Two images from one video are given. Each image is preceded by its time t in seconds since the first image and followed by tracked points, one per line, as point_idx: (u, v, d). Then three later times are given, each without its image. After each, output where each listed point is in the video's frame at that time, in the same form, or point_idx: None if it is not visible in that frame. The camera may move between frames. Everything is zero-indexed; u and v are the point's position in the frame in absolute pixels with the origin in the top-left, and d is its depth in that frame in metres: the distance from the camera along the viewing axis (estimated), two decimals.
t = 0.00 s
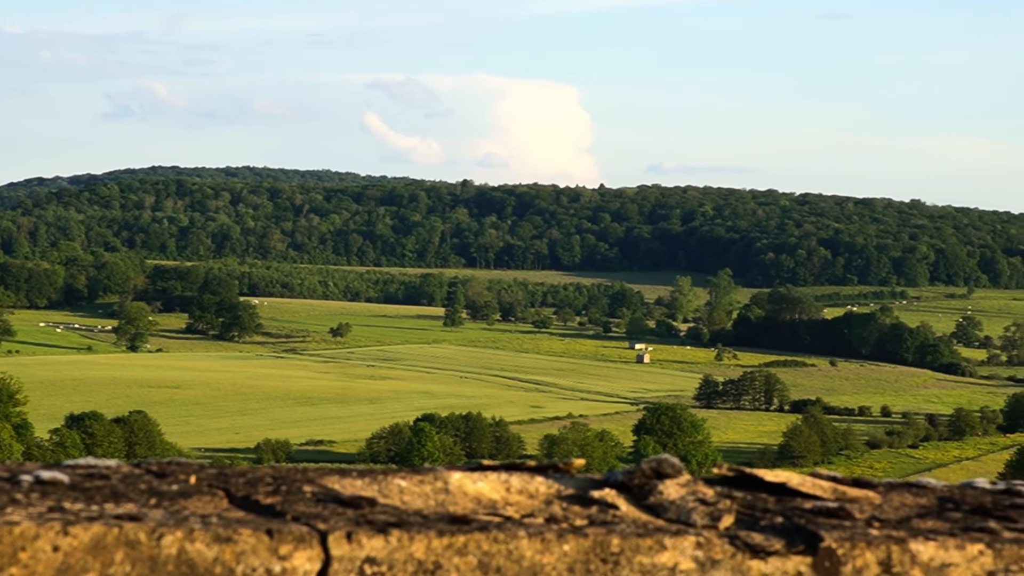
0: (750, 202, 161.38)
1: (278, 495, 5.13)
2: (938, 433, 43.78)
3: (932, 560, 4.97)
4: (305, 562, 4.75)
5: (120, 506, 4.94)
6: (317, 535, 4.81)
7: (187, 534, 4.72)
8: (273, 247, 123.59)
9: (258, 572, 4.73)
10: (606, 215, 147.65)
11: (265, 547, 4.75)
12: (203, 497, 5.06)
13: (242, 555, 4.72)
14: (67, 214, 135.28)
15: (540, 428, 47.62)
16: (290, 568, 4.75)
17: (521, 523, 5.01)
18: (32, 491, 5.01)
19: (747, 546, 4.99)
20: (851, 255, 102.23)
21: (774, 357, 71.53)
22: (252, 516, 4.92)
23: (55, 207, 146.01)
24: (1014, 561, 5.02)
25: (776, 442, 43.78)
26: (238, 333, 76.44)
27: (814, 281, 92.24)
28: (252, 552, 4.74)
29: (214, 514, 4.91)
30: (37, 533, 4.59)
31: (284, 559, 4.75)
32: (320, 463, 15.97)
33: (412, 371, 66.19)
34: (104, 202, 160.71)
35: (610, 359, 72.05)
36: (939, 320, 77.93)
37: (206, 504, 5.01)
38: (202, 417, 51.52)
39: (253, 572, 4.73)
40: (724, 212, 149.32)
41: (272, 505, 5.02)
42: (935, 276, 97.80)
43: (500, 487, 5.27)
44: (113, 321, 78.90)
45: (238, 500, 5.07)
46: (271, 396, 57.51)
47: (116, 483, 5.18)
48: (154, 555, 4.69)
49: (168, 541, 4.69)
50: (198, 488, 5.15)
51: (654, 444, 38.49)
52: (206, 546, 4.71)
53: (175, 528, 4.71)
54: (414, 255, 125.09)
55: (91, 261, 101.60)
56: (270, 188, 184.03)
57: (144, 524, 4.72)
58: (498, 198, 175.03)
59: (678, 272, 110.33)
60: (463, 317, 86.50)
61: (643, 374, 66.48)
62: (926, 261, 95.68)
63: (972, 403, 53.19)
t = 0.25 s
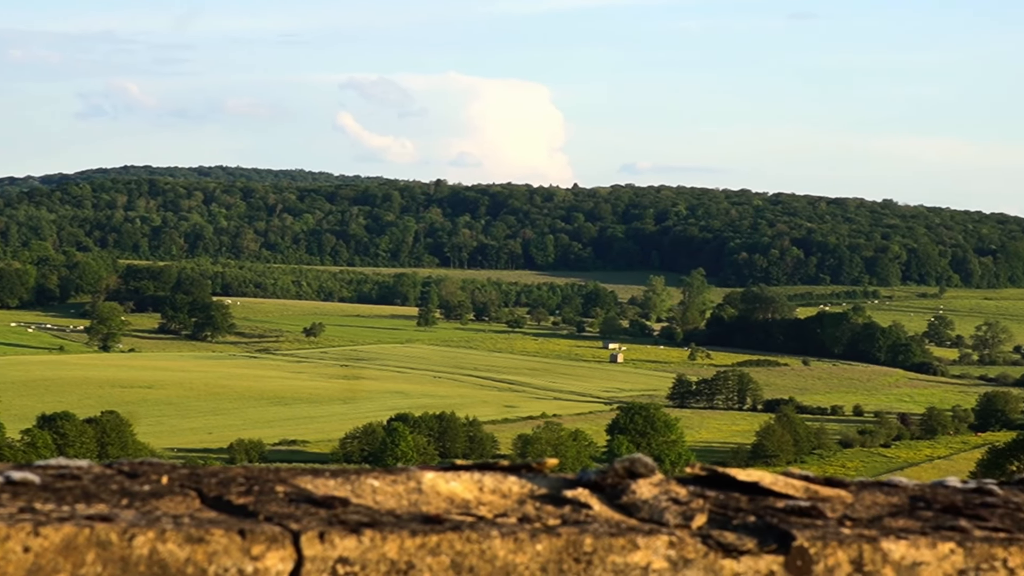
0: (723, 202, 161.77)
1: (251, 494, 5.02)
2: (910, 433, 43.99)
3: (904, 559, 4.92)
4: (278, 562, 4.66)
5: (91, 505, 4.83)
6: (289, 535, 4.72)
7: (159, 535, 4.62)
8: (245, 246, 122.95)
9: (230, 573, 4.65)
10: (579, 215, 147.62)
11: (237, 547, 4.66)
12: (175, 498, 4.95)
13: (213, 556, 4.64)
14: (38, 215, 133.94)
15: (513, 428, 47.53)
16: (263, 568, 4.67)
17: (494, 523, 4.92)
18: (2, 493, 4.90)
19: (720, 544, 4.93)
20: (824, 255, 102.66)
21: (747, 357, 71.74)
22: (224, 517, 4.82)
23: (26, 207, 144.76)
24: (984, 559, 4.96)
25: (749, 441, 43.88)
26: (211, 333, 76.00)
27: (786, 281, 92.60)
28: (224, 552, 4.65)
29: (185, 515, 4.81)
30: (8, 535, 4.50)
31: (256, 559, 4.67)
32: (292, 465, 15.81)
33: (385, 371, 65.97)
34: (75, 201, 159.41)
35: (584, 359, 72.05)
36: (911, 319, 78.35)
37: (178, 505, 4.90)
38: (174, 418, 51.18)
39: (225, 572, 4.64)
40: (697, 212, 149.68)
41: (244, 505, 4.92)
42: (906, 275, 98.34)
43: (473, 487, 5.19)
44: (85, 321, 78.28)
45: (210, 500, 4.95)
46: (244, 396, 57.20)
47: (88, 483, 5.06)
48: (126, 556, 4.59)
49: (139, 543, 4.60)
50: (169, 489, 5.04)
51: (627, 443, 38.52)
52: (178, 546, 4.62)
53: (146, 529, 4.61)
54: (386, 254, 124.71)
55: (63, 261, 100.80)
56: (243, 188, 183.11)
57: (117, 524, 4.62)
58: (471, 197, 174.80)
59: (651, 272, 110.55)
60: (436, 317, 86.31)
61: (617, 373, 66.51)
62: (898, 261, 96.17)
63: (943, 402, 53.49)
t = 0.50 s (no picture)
0: (695, 202, 162.02)
1: (223, 494, 4.93)
2: (881, 432, 44.19)
3: (876, 558, 4.85)
4: (250, 563, 4.60)
5: (63, 506, 4.73)
6: (261, 536, 4.65)
7: (131, 535, 4.54)
8: (217, 247, 122.26)
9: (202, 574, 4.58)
10: (552, 215, 147.51)
11: (208, 549, 4.60)
12: (146, 498, 4.85)
13: (185, 556, 4.57)
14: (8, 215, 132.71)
15: (486, 427, 47.44)
16: (235, 569, 4.61)
17: (465, 523, 4.85)
18: None
19: (692, 544, 4.86)
20: (796, 255, 102.99)
21: (720, 356, 71.93)
22: (195, 518, 4.73)
23: None
24: (955, 558, 4.89)
25: (721, 440, 43.96)
26: (183, 333, 75.55)
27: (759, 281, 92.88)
28: (196, 553, 4.59)
29: (158, 514, 4.72)
30: None
31: (228, 559, 4.61)
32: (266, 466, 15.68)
33: (358, 371, 65.71)
34: (45, 200, 158.09)
35: (556, 358, 72.05)
36: (882, 319, 78.75)
37: (150, 505, 4.81)
38: (146, 418, 50.82)
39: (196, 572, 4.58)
40: (669, 212, 149.81)
41: (215, 506, 4.83)
42: (878, 275, 98.83)
43: (444, 487, 5.11)
44: (56, 322, 77.69)
45: (182, 500, 4.86)
46: (216, 396, 56.85)
47: (58, 483, 4.95)
48: (97, 556, 4.52)
49: (111, 543, 4.53)
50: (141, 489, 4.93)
51: (600, 443, 38.55)
52: (150, 546, 4.55)
53: (117, 529, 4.54)
54: (359, 254, 124.18)
55: (33, 261, 100.02)
56: (215, 188, 182.09)
57: (88, 525, 4.54)
58: (444, 198, 174.43)
59: (624, 272, 110.75)
60: (409, 316, 86.10)
61: (590, 373, 66.51)
62: (869, 262, 96.62)
63: (914, 401, 53.75)
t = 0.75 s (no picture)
0: (671, 202, 162.22)
1: (197, 495, 4.85)
2: (857, 431, 44.35)
3: (849, 557, 4.78)
4: (225, 563, 4.54)
5: (37, 507, 4.65)
6: (236, 535, 4.58)
7: (104, 536, 4.50)
8: (193, 246, 121.55)
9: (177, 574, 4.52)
10: (528, 215, 147.39)
11: (184, 549, 4.54)
12: (121, 498, 4.77)
13: (160, 557, 4.52)
14: None
15: (462, 427, 47.33)
16: (211, 570, 4.54)
17: (443, 522, 4.78)
18: None
19: (668, 543, 4.79)
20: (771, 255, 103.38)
21: (696, 356, 72.16)
22: (170, 518, 4.66)
23: None
24: (929, 557, 4.83)
25: (697, 440, 44.05)
26: (158, 333, 75.16)
27: (735, 281, 93.17)
28: (172, 553, 4.53)
29: (132, 515, 4.64)
30: None
31: (204, 559, 4.53)
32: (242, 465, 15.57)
33: (334, 371, 65.49)
34: (19, 199, 156.69)
35: (533, 358, 72.00)
36: (858, 319, 79.14)
37: (124, 505, 4.72)
38: (121, 418, 50.49)
39: (172, 573, 4.52)
40: (645, 212, 149.86)
41: (191, 506, 4.75)
42: (853, 275, 99.27)
43: (421, 485, 5.02)
44: (30, 322, 77.07)
45: (157, 501, 4.78)
46: (191, 395, 56.53)
47: (33, 483, 4.86)
48: (71, 556, 4.46)
49: (85, 543, 4.47)
50: (117, 489, 4.84)
51: (576, 442, 38.58)
52: (125, 547, 4.50)
53: (92, 530, 4.49)
54: (335, 254, 123.68)
55: (6, 261, 99.11)
56: (190, 188, 181.19)
57: (62, 525, 4.48)
58: (420, 197, 174.13)
59: (600, 272, 110.78)
60: (385, 316, 85.86)
61: (566, 373, 66.55)
62: (845, 262, 97.04)
63: (889, 401, 53.95)
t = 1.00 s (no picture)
0: (648, 202, 162.43)
1: (173, 495, 4.78)
2: (833, 431, 44.52)
3: (824, 556, 4.74)
4: (201, 563, 4.46)
5: (12, 508, 4.57)
6: (212, 536, 4.50)
7: (80, 536, 4.42)
8: (169, 246, 120.79)
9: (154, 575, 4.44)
10: (505, 215, 147.24)
11: (159, 549, 4.47)
12: (97, 498, 4.68)
13: (137, 557, 4.44)
14: None
15: (439, 427, 47.23)
16: (187, 570, 4.47)
17: (419, 521, 4.73)
18: None
19: (643, 543, 4.73)
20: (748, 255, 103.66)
21: (672, 356, 72.35)
22: (146, 517, 4.59)
23: None
24: (906, 555, 4.77)
25: (674, 439, 44.15)
26: (134, 333, 74.71)
27: (711, 280, 93.43)
28: (147, 553, 4.45)
29: (107, 515, 4.57)
30: None
31: (179, 559, 4.47)
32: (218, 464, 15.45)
33: (310, 371, 65.24)
34: None
35: (510, 358, 71.97)
36: (834, 318, 79.52)
37: (99, 506, 4.64)
38: (96, 418, 50.13)
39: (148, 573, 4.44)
40: (622, 212, 149.96)
41: (167, 506, 4.68)
42: (829, 275, 99.68)
43: (397, 487, 4.96)
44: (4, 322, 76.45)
45: (132, 500, 4.70)
46: (167, 396, 56.21)
47: (5, 484, 4.76)
48: (46, 557, 4.39)
49: (60, 544, 4.40)
50: (92, 489, 4.75)
51: (553, 442, 38.57)
52: (100, 547, 4.43)
53: (67, 529, 4.40)
54: (312, 253, 123.21)
55: None
56: (166, 187, 180.12)
57: (37, 526, 4.41)
58: (397, 197, 173.65)
59: (577, 272, 110.86)
60: (361, 316, 85.62)
61: (543, 373, 66.55)
62: (821, 261, 97.43)
63: (865, 400, 54.17)
